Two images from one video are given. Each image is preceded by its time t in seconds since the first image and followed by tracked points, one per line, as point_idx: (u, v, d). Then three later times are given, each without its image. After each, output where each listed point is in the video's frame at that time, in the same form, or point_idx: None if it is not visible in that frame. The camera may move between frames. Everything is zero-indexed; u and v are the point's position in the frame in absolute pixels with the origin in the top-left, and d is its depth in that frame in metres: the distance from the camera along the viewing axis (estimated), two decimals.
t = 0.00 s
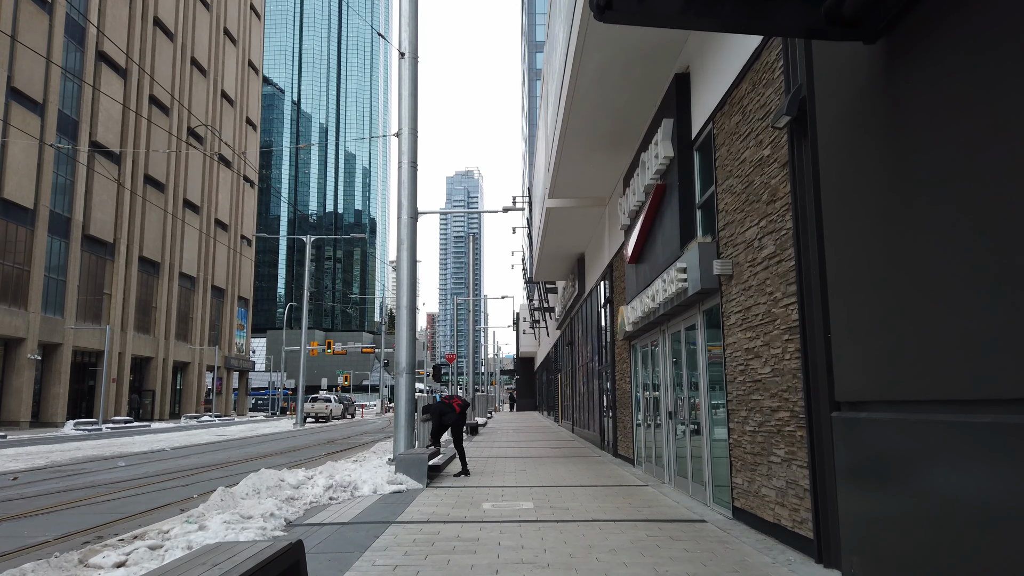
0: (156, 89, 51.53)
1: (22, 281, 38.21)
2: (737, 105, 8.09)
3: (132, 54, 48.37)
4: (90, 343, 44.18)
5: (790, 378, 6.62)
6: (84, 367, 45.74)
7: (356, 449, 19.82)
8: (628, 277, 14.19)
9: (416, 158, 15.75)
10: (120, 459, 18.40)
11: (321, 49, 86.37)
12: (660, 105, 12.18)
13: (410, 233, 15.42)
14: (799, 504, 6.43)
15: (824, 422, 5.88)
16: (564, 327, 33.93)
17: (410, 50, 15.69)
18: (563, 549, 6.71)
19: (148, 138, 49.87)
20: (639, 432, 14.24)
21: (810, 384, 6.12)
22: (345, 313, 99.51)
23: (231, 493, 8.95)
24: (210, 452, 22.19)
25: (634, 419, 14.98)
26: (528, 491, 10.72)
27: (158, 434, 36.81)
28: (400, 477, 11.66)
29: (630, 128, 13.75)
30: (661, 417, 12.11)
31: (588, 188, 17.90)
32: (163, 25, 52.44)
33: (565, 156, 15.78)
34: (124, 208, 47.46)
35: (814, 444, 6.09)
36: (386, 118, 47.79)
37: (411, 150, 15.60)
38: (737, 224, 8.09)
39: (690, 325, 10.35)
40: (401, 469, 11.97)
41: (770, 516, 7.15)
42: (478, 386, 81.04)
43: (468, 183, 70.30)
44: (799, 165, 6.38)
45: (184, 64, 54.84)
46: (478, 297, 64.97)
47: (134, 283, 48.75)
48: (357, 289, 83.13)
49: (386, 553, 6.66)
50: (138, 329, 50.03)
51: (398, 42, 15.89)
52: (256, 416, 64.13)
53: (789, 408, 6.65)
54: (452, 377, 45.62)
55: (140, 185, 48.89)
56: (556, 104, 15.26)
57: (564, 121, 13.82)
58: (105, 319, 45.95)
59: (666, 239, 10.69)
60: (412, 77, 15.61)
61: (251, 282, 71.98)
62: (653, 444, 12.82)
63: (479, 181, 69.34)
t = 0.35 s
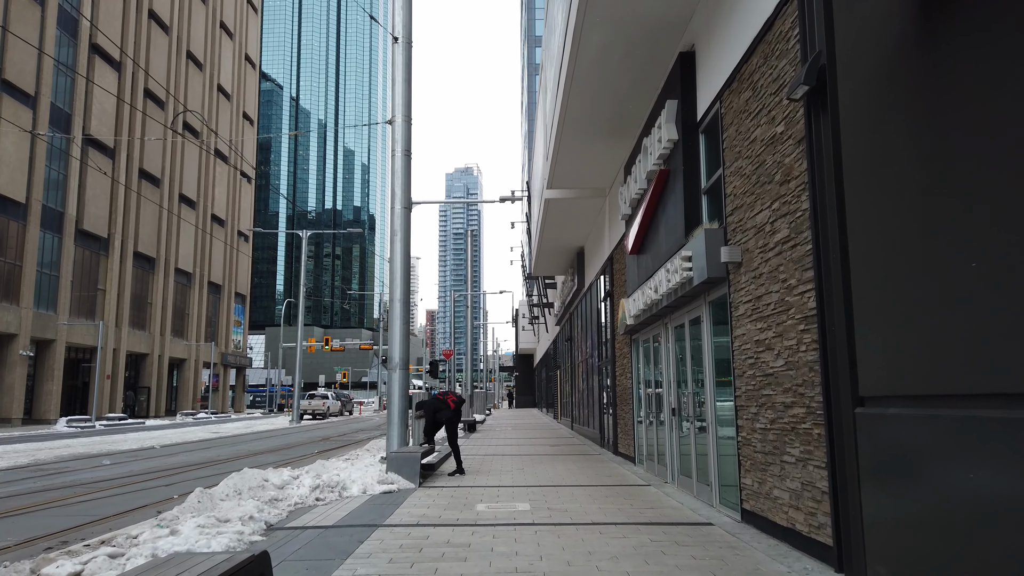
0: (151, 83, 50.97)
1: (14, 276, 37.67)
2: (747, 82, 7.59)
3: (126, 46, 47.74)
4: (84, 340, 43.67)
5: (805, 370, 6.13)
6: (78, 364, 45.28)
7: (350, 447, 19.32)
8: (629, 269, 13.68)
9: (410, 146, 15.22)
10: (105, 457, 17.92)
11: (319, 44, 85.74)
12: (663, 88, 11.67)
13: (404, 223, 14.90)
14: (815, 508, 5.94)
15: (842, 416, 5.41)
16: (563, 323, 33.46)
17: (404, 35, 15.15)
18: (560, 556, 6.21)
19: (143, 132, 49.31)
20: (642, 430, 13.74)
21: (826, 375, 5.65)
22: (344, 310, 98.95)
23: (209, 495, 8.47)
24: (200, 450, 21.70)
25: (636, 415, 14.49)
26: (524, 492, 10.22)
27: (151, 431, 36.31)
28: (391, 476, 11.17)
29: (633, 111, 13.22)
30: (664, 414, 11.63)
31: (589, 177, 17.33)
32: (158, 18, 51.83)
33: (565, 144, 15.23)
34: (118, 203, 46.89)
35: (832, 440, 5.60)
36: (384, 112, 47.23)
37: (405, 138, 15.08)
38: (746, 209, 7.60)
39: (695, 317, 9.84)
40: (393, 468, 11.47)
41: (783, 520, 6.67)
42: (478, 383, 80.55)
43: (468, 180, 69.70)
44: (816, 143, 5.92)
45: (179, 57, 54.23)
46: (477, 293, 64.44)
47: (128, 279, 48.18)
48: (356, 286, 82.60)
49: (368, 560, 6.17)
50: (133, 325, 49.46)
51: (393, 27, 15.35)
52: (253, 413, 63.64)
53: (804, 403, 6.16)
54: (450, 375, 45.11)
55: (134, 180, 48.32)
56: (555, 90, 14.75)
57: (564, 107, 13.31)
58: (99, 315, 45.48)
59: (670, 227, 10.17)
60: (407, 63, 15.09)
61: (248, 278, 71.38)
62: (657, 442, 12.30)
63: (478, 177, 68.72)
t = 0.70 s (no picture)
0: (148, 80, 50.47)
1: (7, 275, 37.17)
2: (760, 58, 7.08)
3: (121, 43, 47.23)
4: (79, 339, 43.21)
5: (828, 369, 5.62)
6: (73, 364, 44.81)
7: (345, 449, 18.80)
8: (633, 264, 13.16)
9: (405, 137, 14.71)
10: (92, 459, 17.41)
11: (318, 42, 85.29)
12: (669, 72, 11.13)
13: (399, 218, 14.37)
14: (840, 518, 5.46)
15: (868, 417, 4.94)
16: (565, 322, 32.93)
17: (399, 22, 14.63)
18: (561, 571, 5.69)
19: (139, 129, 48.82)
20: (646, 431, 13.22)
21: (850, 374, 5.16)
22: (344, 310, 98.37)
23: (188, 501, 7.95)
24: (192, 451, 21.15)
25: (639, 416, 13.96)
26: (523, 497, 9.70)
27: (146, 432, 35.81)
28: (383, 481, 10.64)
29: (636, 99, 12.70)
30: (669, 415, 11.12)
31: (590, 170, 16.79)
32: (155, 15, 51.36)
33: (566, 136, 14.70)
34: (114, 201, 46.38)
35: (859, 442, 5.09)
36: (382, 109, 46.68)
37: (400, 129, 14.57)
38: (759, 195, 7.10)
39: (703, 313, 9.32)
40: (386, 472, 10.96)
41: (802, 530, 6.16)
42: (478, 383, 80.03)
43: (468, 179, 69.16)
44: (835, 120, 5.43)
45: (176, 54, 53.69)
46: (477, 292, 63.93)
47: (124, 278, 47.67)
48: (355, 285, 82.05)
49: (352, 575, 5.65)
50: (129, 325, 48.96)
51: (388, 15, 14.82)
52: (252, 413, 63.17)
53: (827, 404, 5.66)
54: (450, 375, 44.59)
55: (130, 178, 47.80)
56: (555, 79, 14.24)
57: (565, 96, 12.80)
58: (95, 314, 45.00)
59: (676, 219, 9.65)
60: (402, 51, 14.55)
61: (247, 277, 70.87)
62: (662, 444, 11.80)
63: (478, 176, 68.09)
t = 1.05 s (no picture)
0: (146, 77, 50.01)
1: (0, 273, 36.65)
2: (779, 34, 6.56)
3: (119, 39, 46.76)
4: (76, 339, 42.73)
5: (857, 370, 5.11)
6: (69, 364, 44.35)
7: (340, 452, 18.27)
8: (637, 260, 12.69)
9: (401, 130, 14.20)
10: (79, 463, 16.89)
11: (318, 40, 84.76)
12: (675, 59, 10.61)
13: (395, 212, 13.87)
14: (871, 535, 4.96)
15: (905, 422, 4.44)
16: (566, 320, 32.39)
17: (395, 10, 14.10)
18: None
19: (137, 127, 48.34)
20: (651, 433, 12.73)
21: (883, 376, 4.68)
22: (344, 309, 97.86)
23: (165, 510, 7.46)
24: (185, 453, 20.61)
25: (643, 419, 13.48)
26: (524, 506, 9.18)
27: (141, 432, 35.31)
28: (376, 486, 10.13)
29: (641, 89, 12.21)
30: (676, 417, 10.62)
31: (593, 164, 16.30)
32: (152, 12, 50.84)
33: (567, 129, 14.20)
34: (111, 199, 45.93)
35: (895, 449, 4.60)
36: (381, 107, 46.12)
37: (396, 121, 14.06)
38: (776, 183, 6.58)
39: (713, 310, 8.81)
40: (379, 477, 10.45)
41: (826, 546, 5.65)
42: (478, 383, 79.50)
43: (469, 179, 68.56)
44: (866, 94, 4.92)
45: (174, 51, 53.23)
46: (477, 292, 63.37)
47: (121, 277, 47.19)
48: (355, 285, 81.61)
49: None
50: (126, 324, 48.47)
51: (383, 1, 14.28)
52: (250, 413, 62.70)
53: (855, 408, 5.16)
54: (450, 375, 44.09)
55: (127, 177, 47.34)
56: (556, 69, 13.75)
57: (568, 86, 12.28)
58: (91, 314, 44.54)
59: (684, 211, 9.14)
60: (398, 39, 14.02)
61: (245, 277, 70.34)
62: (667, 447, 11.31)
63: (479, 176, 67.48)
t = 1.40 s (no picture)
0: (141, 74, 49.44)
1: None
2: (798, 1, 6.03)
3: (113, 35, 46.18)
4: (68, 338, 42.15)
5: (891, 365, 4.60)
6: (63, 363, 43.84)
7: (333, 453, 17.73)
8: (640, 253, 12.17)
9: (395, 119, 13.65)
10: (62, 464, 16.31)
11: (317, 38, 84.15)
12: (681, 40, 10.08)
13: (388, 204, 13.33)
14: (908, 549, 4.44)
15: (952, 422, 3.92)
16: (566, 319, 31.85)
17: None
18: None
19: (131, 124, 47.79)
20: (655, 434, 12.20)
21: (922, 373, 4.19)
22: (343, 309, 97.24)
23: (135, 518, 6.94)
24: (174, 454, 20.03)
25: (647, 419, 12.94)
26: (522, 512, 8.66)
27: (134, 433, 34.70)
28: (366, 490, 9.59)
29: (644, 75, 11.70)
30: (682, 417, 10.09)
31: (594, 156, 15.78)
32: (148, 8, 50.30)
33: (567, 118, 13.68)
34: (105, 197, 45.36)
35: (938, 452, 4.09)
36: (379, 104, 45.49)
37: (390, 110, 13.49)
38: (795, 163, 6.07)
39: (723, 304, 8.29)
40: (368, 481, 9.90)
41: (853, 559, 5.12)
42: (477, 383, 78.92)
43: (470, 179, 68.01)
44: (904, 56, 4.39)
45: (169, 47, 52.66)
46: (476, 292, 62.79)
47: (116, 275, 46.60)
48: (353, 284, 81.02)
49: None
50: (121, 323, 47.91)
51: None
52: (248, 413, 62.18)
53: (888, 408, 4.65)
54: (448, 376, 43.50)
55: (122, 175, 46.82)
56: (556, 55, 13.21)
57: (568, 72, 11.77)
58: (85, 313, 43.97)
59: (692, 199, 8.62)
60: (392, 24, 13.47)
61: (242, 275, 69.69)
62: (672, 449, 10.79)
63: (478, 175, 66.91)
